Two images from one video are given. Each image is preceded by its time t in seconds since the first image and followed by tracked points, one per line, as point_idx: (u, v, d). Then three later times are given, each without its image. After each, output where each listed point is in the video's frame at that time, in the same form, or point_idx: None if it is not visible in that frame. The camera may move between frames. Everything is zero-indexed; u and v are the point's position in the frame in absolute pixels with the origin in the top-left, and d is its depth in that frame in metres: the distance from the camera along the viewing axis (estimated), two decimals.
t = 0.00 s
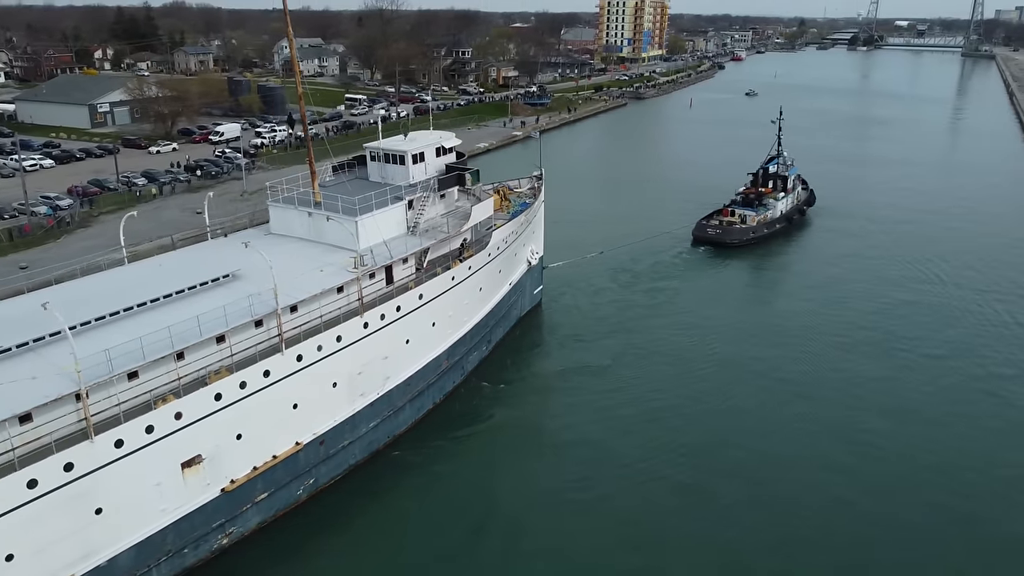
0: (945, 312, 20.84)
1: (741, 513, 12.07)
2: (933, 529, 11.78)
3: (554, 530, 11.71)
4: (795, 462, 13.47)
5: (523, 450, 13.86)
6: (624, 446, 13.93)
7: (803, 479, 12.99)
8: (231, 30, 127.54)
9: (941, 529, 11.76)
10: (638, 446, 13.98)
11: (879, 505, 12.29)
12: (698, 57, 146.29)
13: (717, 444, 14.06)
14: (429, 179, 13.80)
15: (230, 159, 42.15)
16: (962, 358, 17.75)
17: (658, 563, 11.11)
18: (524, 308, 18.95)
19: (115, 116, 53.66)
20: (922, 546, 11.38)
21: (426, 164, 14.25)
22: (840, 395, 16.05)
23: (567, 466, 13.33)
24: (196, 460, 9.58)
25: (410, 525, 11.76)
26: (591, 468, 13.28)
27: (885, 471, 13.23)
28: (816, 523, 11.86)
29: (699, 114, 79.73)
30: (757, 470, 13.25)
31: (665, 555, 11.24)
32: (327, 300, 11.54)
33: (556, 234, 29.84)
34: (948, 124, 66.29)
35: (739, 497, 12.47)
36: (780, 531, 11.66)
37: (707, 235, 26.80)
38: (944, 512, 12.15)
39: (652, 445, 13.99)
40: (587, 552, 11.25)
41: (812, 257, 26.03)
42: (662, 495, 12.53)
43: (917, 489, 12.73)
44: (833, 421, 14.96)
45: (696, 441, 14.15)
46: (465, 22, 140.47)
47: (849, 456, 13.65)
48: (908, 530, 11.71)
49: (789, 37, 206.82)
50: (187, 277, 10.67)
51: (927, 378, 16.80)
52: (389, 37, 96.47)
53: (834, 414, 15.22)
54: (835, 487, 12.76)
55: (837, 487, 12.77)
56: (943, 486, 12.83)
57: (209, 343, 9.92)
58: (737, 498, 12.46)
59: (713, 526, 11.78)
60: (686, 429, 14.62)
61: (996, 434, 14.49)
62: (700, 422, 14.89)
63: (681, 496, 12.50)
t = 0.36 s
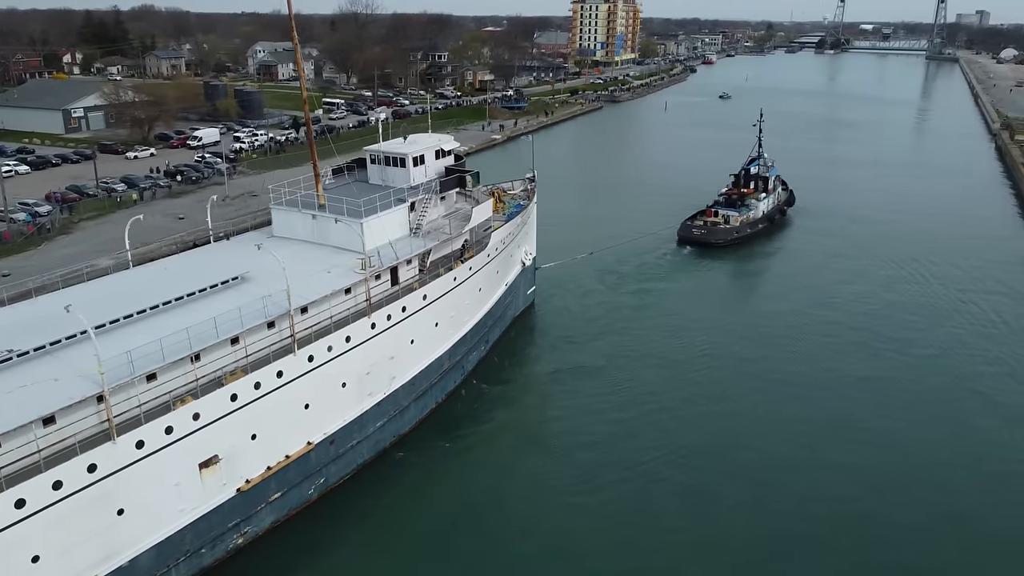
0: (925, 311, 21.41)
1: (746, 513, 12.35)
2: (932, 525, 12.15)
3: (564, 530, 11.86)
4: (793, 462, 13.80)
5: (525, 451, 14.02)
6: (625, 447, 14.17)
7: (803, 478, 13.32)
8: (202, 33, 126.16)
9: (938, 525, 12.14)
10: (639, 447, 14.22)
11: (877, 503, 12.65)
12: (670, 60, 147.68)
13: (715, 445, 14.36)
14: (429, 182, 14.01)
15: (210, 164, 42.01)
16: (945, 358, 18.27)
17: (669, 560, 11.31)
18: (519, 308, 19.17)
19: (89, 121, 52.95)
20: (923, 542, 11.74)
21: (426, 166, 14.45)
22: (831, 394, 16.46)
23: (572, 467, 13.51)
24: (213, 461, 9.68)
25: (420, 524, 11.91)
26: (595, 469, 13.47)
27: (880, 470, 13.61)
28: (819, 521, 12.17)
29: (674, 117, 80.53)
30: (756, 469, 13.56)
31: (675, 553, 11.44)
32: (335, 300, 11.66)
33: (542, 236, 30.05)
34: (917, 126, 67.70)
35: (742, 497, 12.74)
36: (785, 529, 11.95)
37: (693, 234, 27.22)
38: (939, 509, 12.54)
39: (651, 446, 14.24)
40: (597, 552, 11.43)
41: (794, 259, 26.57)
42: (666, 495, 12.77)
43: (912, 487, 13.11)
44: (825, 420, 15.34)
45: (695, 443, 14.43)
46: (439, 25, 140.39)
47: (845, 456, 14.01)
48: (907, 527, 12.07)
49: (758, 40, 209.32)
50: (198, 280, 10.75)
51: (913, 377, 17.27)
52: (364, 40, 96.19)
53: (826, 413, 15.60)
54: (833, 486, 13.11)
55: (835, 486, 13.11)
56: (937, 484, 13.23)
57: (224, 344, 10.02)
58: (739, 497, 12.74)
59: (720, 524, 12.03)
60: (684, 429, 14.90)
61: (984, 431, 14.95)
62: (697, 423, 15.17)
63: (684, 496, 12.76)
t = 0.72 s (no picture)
0: (908, 309, 21.85)
1: (750, 510, 12.53)
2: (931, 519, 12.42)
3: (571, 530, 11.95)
4: (793, 458, 13.99)
5: (527, 451, 14.12)
6: (625, 446, 14.31)
7: (802, 475, 13.57)
8: (171, 35, 124.66)
9: (937, 519, 12.40)
10: (641, 446, 14.34)
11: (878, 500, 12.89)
12: (642, 60, 148.87)
13: (714, 443, 14.52)
14: (426, 182, 14.17)
15: (189, 167, 41.71)
16: (931, 353, 18.67)
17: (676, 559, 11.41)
18: (510, 306, 19.38)
19: (62, 124, 52.18)
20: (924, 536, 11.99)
21: (423, 167, 14.62)
22: (824, 388, 16.73)
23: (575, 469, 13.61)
24: (225, 460, 9.77)
25: (427, 522, 12.03)
26: (594, 466, 13.68)
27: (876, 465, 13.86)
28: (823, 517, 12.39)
29: (649, 117, 81.27)
30: (758, 465, 13.75)
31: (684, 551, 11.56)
32: (339, 300, 11.79)
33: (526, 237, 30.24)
34: (888, 125, 68.87)
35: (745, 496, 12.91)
36: (792, 528, 12.07)
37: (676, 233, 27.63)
38: (938, 504, 12.78)
39: (653, 446, 14.39)
40: (606, 550, 11.55)
41: (777, 258, 26.94)
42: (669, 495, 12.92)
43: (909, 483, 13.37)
44: (820, 416, 15.56)
45: (694, 440, 14.60)
46: (411, 25, 140.18)
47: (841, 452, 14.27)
48: (907, 520, 12.30)
49: (728, 40, 211.73)
50: (206, 282, 10.84)
51: (903, 373, 17.59)
52: (338, 42, 95.81)
53: (821, 408, 15.85)
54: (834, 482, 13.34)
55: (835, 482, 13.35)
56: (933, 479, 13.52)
57: (234, 345, 10.11)
58: (741, 495, 12.92)
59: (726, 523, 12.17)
60: (682, 427, 15.07)
61: (973, 424, 15.29)
62: (695, 421, 15.34)
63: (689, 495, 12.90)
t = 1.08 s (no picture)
0: (888, 301, 22.30)
1: (752, 497, 12.69)
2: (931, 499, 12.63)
3: (577, 522, 12.04)
4: (792, 446, 14.21)
5: (528, 446, 14.19)
6: (625, 439, 14.44)
7: (797, 460, 13.81)
8: (136, 35, 122.69)
9: (933, 501, 12.64)
10: (640, 439, 14.48)
11: (878, 482, 13.11)
12: (611, 60, 149.73)
13: (712, 433, 14.70)
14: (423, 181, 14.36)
15: (164, 169, 41.29)
16: (916, 342, 19.07)
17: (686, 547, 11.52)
18: (501, 303, 19.58)
19: (31, 126, 51.21)
20: (925, 516, 12.19)
21: (418, 166, 14.81)
22: (814, 378, 17.01)
23: (576, 462, 13.71)
24: (238, 457, 9.88)
25: (431, 517, 12.17)
26: (592, 458, 13.80)
27: (874, 449, 14.10)
28: (824, 501, 12.56)
29: (622, 116, 81.83)
30: (754, 453, 13.95)
31: (690, 538, 11.70)
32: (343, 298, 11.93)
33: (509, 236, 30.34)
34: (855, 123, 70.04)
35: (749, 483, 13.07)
36: (791, 512, 12.29)
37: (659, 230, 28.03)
38: (932, 485, 13.06)
39: (652, 437, 14.54)
40: (614, 539, 11.68)
41: (759, 254, 27.34)
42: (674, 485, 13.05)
43: (906, 466, 13.61)
44: (814, 405, 15.82)
45: (692, 431, 14.78)
46: (381, 25, 139.50)
47: (838, 438, 14.48)
48: (904, 502, 12.55)
49: (695, 40, 213.78)
50: (213, 281, 10.95)
51: (890, 361, 17.92)
52: (309, 42, 95.14)
53: (815, 397, 16.11)
54: (835, 467, 13.53)
55: (835, 466, 13.56)
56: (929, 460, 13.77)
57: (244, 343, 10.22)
58: (738, 482, 13.12)
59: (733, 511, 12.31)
60: (679, 419, 15.24)
61: (960, 409, 15.65)
62: (692, 412, 15.51)
63: (692, 484, 13.04)
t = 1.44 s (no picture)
0: (878, 298, 22.76)
1: (759, 496, 12.97)
2: (928, 495, 13.02)
3: (589, 522, 12.26)
4: (794, 443, 14.50)
5: (536, 446, 14.38)
6: (630, 438, 14.67)
7: (797, 455, 14.14)
8: (114, 35, 121.29)
9: (930, 496, 13.01)
10: (645, 437, 14.76)
11: (878, 480, 13.43)
12: (593, 60, 150.31)
13: (716, 431, 14.98)
14: (430, 181, 14.55)
15: (152, 171, 41.11)
16: (908, 339, 19.46)
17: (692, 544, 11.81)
18: (501, 301, 19.83)
19: (14, 128, 50.66)
20: (924, 512, 12.56)
21: (425, 166, 14.99)
22: (811, 375, 17.39)
23: (585, 462, 13.91)
24: (262, 453, 10.04)
25: (444, 514, 12.37)
26: (599, 457, 14.05)
27: (872, 447, 14.43)
28: (828, 499, 12.86)
29: (606, 116, 82.28)
30: (757, 451, 14.25)
31: (698, 536, 11.97)
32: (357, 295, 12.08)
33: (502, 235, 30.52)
34: (836, 122, 70.93)
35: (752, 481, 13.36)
36: (795, 510, 12.58)
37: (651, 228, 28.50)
38: (928, 481, 13.42)
39: (658, 436, 14.79)
40: (623, 539, 11.91)
41: (750, 253, 27.74)
42: (680, 483, 13.32)
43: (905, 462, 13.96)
44: (813, 401, 16.16)
45: (697, 428, 15.03)
46: (363, 24, 139.03)
47: (839, 435, 14.80)
48: (902, 498, 12.93)
49: (674, 40, 215.08)
50: (229, 281, 11.10)
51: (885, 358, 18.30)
52: (292, 43, 94.66)
53: (813, 393, 16.45)
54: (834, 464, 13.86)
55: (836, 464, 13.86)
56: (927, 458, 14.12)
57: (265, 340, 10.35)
58: (741, 479, 13.44)
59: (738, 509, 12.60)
60: (682, 417, 15.53)
61: (954, 405, 16.09)
62: (694, 410, 15.78)
63: (698, 482, 13.29)
